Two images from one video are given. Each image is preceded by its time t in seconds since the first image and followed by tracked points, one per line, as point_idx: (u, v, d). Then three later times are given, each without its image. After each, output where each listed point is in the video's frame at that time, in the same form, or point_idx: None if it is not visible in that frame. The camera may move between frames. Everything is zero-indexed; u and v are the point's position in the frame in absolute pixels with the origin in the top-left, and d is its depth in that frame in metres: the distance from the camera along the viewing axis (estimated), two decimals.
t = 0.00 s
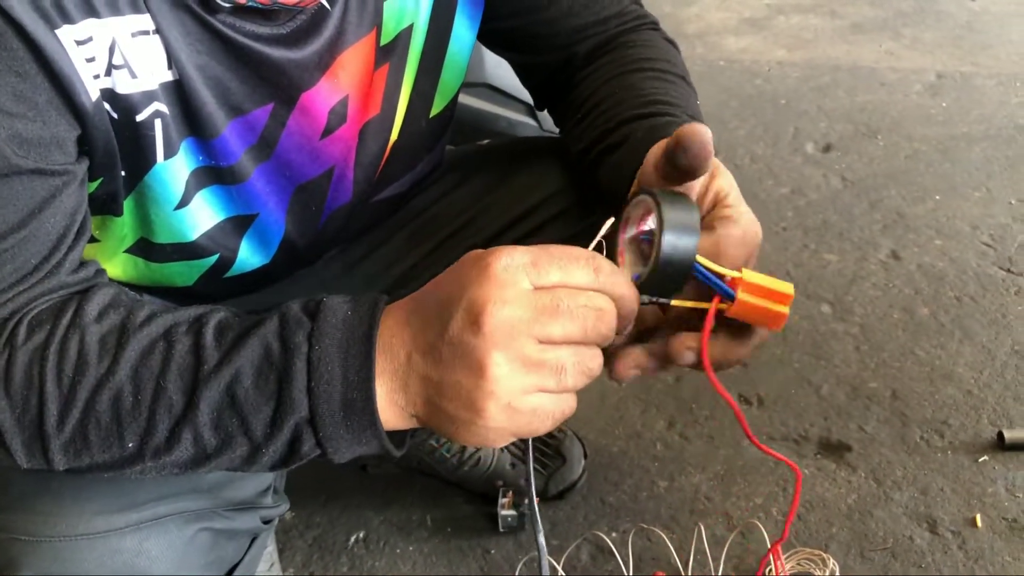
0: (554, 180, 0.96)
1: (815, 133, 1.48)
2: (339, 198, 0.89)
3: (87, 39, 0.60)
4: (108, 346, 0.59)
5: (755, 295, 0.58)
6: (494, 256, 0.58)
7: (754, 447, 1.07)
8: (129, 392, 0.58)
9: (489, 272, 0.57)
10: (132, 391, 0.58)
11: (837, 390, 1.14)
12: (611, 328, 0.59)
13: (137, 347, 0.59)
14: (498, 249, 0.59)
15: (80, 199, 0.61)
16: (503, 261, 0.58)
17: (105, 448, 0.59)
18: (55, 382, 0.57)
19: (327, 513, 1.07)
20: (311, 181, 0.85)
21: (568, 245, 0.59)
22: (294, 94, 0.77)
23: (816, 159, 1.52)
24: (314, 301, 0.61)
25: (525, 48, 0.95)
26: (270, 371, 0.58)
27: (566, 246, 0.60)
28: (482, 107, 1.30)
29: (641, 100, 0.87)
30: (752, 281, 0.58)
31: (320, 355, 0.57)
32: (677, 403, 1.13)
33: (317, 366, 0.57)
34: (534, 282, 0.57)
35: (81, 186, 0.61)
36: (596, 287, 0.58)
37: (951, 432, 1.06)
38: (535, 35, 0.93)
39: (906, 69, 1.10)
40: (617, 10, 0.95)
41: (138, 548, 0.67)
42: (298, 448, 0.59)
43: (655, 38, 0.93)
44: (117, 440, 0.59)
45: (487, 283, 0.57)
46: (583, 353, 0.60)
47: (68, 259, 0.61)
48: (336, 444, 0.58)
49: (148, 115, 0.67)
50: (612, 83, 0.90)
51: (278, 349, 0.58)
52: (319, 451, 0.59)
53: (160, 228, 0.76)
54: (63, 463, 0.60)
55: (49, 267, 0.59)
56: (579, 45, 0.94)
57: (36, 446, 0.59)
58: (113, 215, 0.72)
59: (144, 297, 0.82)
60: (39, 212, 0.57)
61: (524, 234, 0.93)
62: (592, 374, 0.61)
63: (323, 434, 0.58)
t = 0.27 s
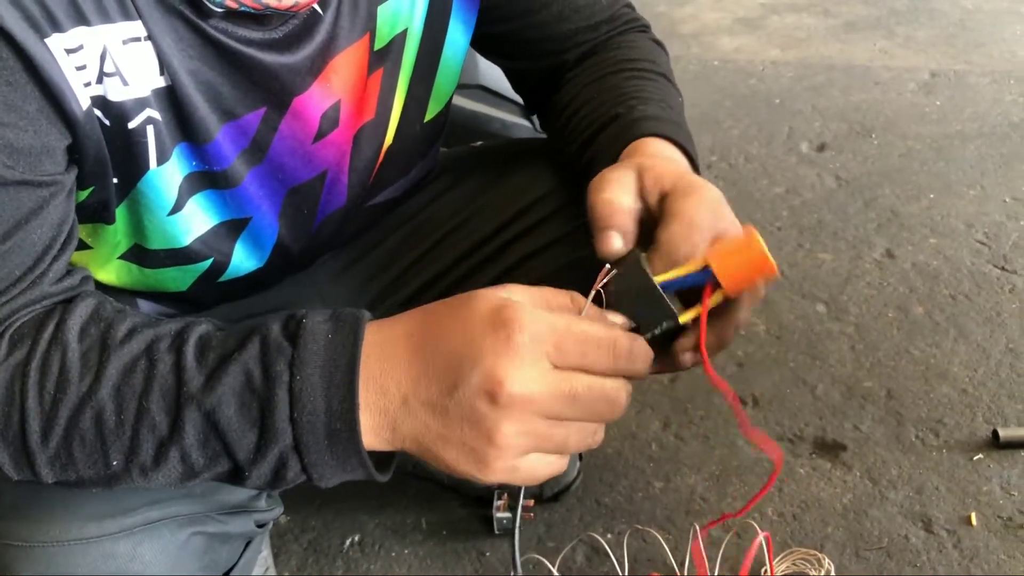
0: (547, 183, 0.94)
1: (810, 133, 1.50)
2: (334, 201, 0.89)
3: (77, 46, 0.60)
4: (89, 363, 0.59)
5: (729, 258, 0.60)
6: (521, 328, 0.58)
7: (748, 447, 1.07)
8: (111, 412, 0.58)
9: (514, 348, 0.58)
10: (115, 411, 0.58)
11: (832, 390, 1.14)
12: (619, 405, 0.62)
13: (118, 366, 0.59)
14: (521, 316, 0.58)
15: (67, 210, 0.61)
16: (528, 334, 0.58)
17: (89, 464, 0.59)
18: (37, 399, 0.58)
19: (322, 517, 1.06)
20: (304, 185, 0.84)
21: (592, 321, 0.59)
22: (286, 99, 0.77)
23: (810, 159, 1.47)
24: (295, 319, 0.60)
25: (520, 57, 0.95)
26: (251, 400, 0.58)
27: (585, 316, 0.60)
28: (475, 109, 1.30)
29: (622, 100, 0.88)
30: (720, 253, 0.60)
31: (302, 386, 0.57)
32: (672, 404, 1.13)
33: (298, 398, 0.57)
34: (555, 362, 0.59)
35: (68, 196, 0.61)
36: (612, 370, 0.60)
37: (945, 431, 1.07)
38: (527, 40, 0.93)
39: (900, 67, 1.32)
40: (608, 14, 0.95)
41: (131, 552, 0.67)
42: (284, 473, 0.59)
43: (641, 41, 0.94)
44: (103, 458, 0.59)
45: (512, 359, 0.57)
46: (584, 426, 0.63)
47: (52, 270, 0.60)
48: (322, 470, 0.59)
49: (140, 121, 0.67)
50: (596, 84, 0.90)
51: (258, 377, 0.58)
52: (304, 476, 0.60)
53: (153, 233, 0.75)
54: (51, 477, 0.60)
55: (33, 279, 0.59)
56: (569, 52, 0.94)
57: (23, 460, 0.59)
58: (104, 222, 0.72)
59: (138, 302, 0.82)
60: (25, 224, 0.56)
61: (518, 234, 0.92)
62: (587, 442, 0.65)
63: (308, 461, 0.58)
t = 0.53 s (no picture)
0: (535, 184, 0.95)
1: (802, 131, 1.53)
2: (323, 205, 0.89)
3: (59, 50, 0.60)
4: (71, 367, 0.59)
5: (704, 249, 0.58)
6: (509, 347, 0.57)
7: (742, 445, 1.07)
8: (95, 417, 0.58)
9: (504, 368, 0.57)
10: (99, 417, 0.58)
11: (824, 388, 1.14)
12: (610, 404, 0.63)
13: (100, 372, 0.58)
14: (508, 332, 0.57)
15: (51, 215, 0.60)
16: (516, 352, 0.57)
17: (77, 468, 0.60)
18: (20, 407, 0.57)
19: (314, 518, 1.06)
20: (291, 186, 0.84)
21: (582, 334, 0.59)
22: (270, 102, 0.77)
23: (802, 157, 1.49)
24: (273, 322, 0.60)
25: (507, 57, 0.95)
26: (237, 409, 0.59)
27: (574, 327, 0.59)
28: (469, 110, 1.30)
29: (613, 108, 0.88)
30: (696, 243, 0.58)
31: (287, 396, 0.58)
32: (665, 403, 1.13)
33: (284, 406, 0.58)
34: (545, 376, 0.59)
35: (53, 201, 0.61)
36: (602, 376, 0.61)
37: (938, 428, 1.07)
38: (516, 40, 0.93)
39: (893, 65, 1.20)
40: (595, 14, 0.95)
41: (119, 556, 0.68)
42: (274, 478, 0.60)
43: (630, 43, 0.94)
44: (89, 463, 0.59)
45: (503, 379, 0.57)
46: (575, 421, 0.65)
47: (33, 275, 0.60)
48: (312, 475, 0.60)
49: (124, 124, 0.67)
50: (585, 89, 0.91)
51: (242, 387, 0.58)
52: (295, 480, 0.61)
53: (140, 235, 0.75)
54: (37, 481, 0.60)
55: (14, 284, 0.58)
56: (558, 53, 0.94)
57: (9, 464, 0.59)
58: (91, 226, 0.71)
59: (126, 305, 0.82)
60: (6, 231, 0.56)
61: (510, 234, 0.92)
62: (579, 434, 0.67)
63: (299, 465, 0.60)
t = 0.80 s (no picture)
0: (526, 187, 0.95)
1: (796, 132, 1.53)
2: (310, 208, 0.89)
3: (40, 54, 0.61)
4: (57, 370, 0.58)
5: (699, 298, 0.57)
6: (498, 347, 0.57)
7: (734, 445, 1.09)
8: (83, 420, 0.58)
9: (492, 368, 0.58)
10: (87, 419, 0.58)
11: (817, 387, 1.14)
12: (598, 412, 0.62)
13: (87, 373, 0.58)
14: (499, 335, 0.58)
15: (34, 219, 0.61)
16: (505, 352, 0.57)
17: (65, 471, 0.59)
18: (8, 412, 0.57)
19: (308, 519, 1.06)
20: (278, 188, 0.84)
21: (572, 338, 0.58)
22: (255, 105, 0.77)
23: (796, 158, 1.49)
24: (262, 322, 0.60)
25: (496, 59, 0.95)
26: (227, 408, 0.58)
27: (565, 330, 0.59)
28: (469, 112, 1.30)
29: (599, 109, 0.88)
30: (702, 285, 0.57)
31: (278, 394, 0.57)
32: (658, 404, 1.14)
33: (275, 404, 0.58)
34: (533, 380, 0.59)
35: (36, 205, 0.61)
36: (592, 387, 0.61)
37: (930, 428, 1.07)
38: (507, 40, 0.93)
39: (886, 64, 1.32)
40: (587, 13, 0.95)
41: (106, 561, 0.67)
42: (265, 476, 0.60)
43: (622, 44, 0.95)
44: (78, 466, 0.59)
45: (489, 379, 0.58)
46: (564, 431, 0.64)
47: (18, 278, 0.60)
48: (304, 472, 0.60)
49: (106, 129, 0.67)
50: (572, 90, 0.91)
51: (231, 386, 0.58)
52: (287, 478, 0.61)
53: (126, 239, 0.75)
54: (24, 485, 0.60)
55: None
56: (548, 52, 0.94)
57: None
58: (75, 229, 0.71)
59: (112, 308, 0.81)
60: None
61: (502, 233, 0.93)
62: (569, 445, 0.66)
63: (290, 462, 0.59)
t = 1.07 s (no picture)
0: (523, 185, 0.95)
1: (794, 130, 1.52)
2: (305, 207, 0.88)
3: (33, 49, 0.60)
4: (64, 364, 0.58)
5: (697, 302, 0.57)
6: (500, 316, 0.58)
7: (733, 443, 1.09)
8: (88, 411, 0.58)
9: (491, 334, 0.58)
10: (92, 410, 0.58)
11: (816, 386, 1.14)
12: (596, 399, 0.60)
13: (95, 365, 0.58)
14: (503, 304, 0.59)
15: (32, 212, 0.60)
16: (506, 322, 0.58)
17: (65, 465, 0.58)
18: (12, 406, 0.57)
19: (307, 518, 1.06)
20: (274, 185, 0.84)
21: (573, 317, 0.59)
22: (249, 101, 0.76)
23: (794, 156, 1.48)
24: (276, 311, 0.61)
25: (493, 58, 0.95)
26: (233, 389, 0.58)
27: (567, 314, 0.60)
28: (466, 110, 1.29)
29: (594, 100, 0.87)
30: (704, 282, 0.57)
31: (286, 374, 0.57)
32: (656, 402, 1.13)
33: (281, 386, 0.57)
34: (531, 351, 0.58)
35: (33, 200, 0.60)
36: (590, 366, 0.59)
37: (929, 426, 1.07)
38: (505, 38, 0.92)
39: (885, 64, 1.32)
40: (585, 11, 0.95)
41: (100, 561, 0.67)
42: (265, 463, 0.59)
43: (620, 39, 0.94)
44: (79, 459, 0.58)
45: (487, 343, 0.58)
46: (560, 425, 0.61)
47: (20, 273, 0.59)
48: (304, 458, 0.59)
49: (100, 124, 0.67)
50: (569, 82, 0.90)
51: (241, 367, 0.58)
52: (287, 466, 0.60)
53: (121, 236, 0.75)
54: (22, 482, 0.59)
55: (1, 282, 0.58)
56: (547, 48, 0.93)
57: None
58: (71, 223, 0.71)
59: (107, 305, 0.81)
60: None
61: (499, 234, 0.93)
62: (565, 444, 0.63)
63: (291, 448, 0.59)
